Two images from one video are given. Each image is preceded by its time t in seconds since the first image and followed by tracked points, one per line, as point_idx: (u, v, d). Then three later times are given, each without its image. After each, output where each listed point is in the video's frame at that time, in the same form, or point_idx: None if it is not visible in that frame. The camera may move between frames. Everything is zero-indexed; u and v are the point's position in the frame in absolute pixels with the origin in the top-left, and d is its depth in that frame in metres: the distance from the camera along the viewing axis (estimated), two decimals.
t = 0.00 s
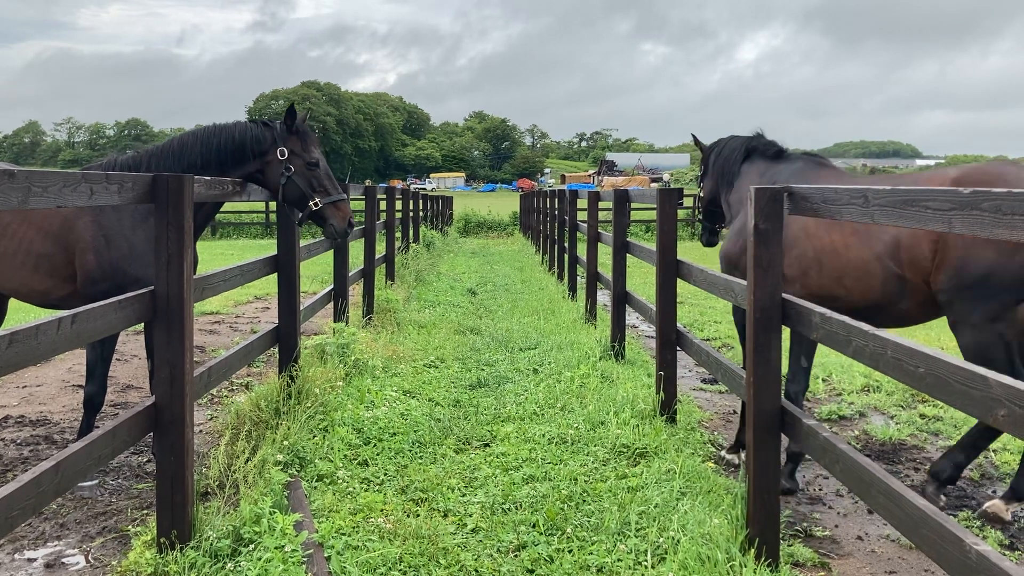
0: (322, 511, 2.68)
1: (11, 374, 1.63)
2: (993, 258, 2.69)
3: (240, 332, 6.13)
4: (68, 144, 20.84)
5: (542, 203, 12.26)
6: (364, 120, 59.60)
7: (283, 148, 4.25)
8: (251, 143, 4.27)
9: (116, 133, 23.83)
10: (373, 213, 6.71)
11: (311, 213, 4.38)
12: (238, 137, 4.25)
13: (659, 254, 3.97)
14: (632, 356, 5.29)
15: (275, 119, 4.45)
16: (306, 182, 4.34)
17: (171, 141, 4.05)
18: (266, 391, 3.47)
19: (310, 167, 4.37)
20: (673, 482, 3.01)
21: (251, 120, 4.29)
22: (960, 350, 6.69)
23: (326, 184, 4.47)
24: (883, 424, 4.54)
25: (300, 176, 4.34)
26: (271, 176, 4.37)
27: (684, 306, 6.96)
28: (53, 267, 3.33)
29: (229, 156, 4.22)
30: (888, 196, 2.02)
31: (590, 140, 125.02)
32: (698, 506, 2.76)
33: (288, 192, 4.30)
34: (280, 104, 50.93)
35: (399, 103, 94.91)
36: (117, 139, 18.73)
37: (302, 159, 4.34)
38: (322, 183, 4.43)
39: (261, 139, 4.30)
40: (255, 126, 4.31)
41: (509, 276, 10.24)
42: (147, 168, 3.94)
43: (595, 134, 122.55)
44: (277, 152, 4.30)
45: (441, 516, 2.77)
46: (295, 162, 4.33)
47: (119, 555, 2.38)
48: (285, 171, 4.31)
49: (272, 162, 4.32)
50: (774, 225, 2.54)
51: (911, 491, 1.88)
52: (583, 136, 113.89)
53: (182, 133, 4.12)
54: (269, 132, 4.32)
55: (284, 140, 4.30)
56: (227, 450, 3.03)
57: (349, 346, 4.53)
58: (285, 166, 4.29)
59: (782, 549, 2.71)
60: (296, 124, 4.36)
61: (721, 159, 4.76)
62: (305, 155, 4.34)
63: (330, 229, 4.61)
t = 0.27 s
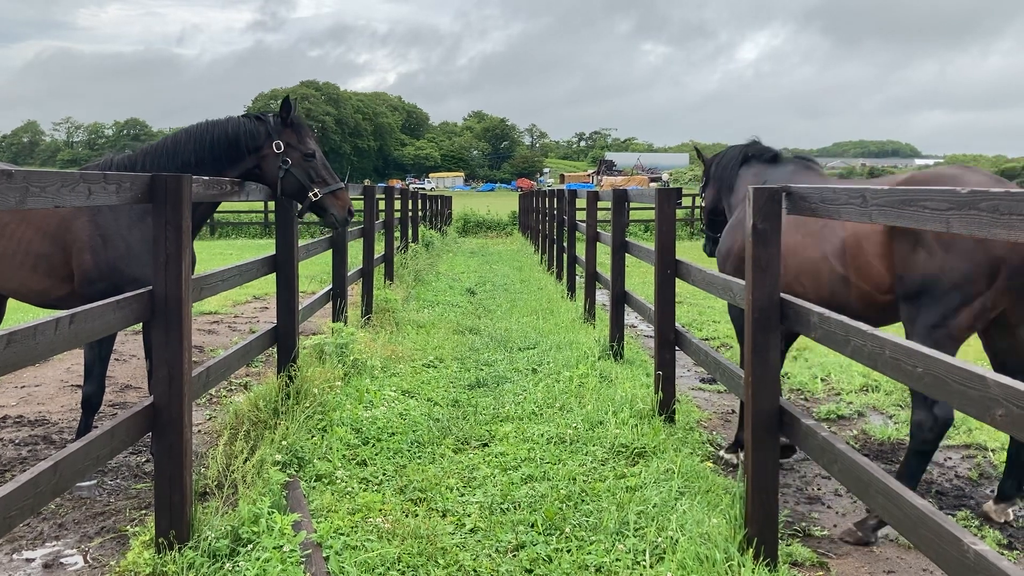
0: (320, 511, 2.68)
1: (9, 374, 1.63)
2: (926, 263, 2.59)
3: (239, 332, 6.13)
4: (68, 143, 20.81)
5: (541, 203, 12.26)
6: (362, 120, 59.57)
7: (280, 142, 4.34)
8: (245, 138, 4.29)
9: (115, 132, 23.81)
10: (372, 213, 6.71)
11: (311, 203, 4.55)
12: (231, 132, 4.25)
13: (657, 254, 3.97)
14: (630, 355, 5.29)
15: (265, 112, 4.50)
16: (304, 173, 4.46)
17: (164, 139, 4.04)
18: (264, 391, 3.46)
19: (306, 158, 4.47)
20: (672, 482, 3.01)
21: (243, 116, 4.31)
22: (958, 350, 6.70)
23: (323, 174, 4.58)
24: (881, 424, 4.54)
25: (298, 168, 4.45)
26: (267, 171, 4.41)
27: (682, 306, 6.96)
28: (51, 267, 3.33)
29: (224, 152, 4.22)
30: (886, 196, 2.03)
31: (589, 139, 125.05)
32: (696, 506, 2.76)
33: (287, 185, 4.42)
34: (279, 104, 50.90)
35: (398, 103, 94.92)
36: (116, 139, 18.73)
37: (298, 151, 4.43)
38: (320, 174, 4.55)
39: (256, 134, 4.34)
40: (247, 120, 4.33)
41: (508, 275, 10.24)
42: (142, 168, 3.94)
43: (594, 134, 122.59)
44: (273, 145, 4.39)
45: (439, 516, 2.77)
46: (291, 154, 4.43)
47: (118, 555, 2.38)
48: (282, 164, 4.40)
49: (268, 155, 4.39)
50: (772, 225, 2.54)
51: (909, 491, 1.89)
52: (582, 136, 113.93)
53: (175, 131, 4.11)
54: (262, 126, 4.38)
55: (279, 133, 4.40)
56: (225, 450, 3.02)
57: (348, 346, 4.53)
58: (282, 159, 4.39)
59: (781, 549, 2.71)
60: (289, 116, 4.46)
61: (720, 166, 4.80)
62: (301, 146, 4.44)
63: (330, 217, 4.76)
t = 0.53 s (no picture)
0: (320, 510, 2.68)
1: (8, 374, 1.63)
2: (866, 255, 2.81)
3: (238, 331, 6.12)
4: (66, 143, 20.78)
5: (540, 202, 12.27)
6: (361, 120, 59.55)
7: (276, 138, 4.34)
8: (242, 136, 4.29)
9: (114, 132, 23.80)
10: (371, 213, 6.71)
11: (308, 200, 4.53)
12: (227, 130, 4.25)
13: (656, 254, 3.97)
14: (630, 355, 5.29)
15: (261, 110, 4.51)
16: (301, 171, 4.45)
17: (161, 138, 4.04)
18: (263, 391, 3.46)
19: (302, 155, 4.46)
20: (670, 482, 3.02)
21: (239, 114, 4.31)
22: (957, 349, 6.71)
23: (320, 172, 4.58)
24: (880, 423, 4.55)
25: (295, 166, 4.45)
26: (265, 169, 4.41)
27: (681, 306, 6.96)
28: (49, 267, 3.33)
29: (221, 151, 4.22)
30: (885, 196, 2.03)
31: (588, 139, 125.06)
32: (695, 505, 2.76)
33: (285, 182, 4.42)
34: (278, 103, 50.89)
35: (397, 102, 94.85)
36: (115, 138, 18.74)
37: (295, 148, 4.43)
38: (316, 172, 4.54)
39: (252, 132, 4.34)
40: (243, 118, 4.33)
41: (507, 275, 10.24)
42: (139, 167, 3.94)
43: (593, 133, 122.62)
44: (270, 143, 4.39)
45: (439, 516, 2.77)
46: (288, 152, 4.43)
47: (117, 554, 2.38)
48: (279, 162, 4.40)
49: (265, 153, 4.39)
50: (771, 225, 2.54)
51: (908, 491, 1.89)
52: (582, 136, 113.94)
53: (172, 130, 4.11)
54: (258, 124, 4.38)
55: (275, 130, 4.41)
56: (224, 450, 3.02)
57: (347, 346, 4.53)
58: (279, 157, 4.38)
59: (780, 548, 2.71)
60: (285, 114, 4.46)
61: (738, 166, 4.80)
62: (298, 144, 4.44)
63: (328, 215, 4.76)
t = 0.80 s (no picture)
0: (319, 509, 2.68)
1: (7, 373, 1.63)
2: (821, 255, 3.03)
3: (238, 330, 6.12)
4: (64, 142, 20.73)
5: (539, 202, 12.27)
6: (361, 119, 59.52)
7: (274, 137, 4.34)
8: (240, 134, 4.28)
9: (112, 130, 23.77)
10: (370, 212, 6.70)
11: (305, 199, 4.50)
12: (226, 129, 4.25)
13: (656, 253, 3.98)
14: (629, 354, 5.29)
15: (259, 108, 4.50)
16: (299, 169, 4.44)
17: (159, 137, 4.05)
18: (263, 390, 3.46)
19: (300, 154, 4.46)
20: (670, 480, 3.02)
21: (237, 112, 4.31)
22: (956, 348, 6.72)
23: (318, 170, 4.57)
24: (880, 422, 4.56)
25: (292, 164, 4.44)
26: (263, 167, 4.42)
27: (681, 305, 6.97)
28: (48, 267, 3.33)
29: (219, 149, 4.22)
30: (884, 195, 2.03)
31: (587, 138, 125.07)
32: (694, 504, 2.77)
33: (283, 180, 4.42)
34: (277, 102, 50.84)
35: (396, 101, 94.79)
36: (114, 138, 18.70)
37: (293, 147, 4.43)
38: (314, 171, 4.52)
39: (251, 130, 4.34)
40: (241, 116, 4.33)
41: (506, 274, 10.25)
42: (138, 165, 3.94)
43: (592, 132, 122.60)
44: (268, 141, 4.39)
45: (438, 515, 2.77)
46: (286, 150, 4.42)
47: (117, 554, 2.38)
48: (277, 160, 4.40)
49: (263, 151, 4.39)
50: (770, 224, 2.55)
51: (907, 489, 1.89)
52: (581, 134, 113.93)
53: (171, 129, 4.12)
54: (257, 122, 4.38)
55: (274, 129, 4.40)
56: (224, 449, 3.02)
57: (346, 345, 4.53)
58: (277, 156, 4.39)
59: (780, 547, 2.71)
60: (283, 112, 4.45)
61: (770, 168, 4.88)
62: (296, 142, 4.43)
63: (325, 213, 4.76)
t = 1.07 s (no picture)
0: (318, 508, 2.68)
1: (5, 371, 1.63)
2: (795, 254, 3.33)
3: (236, 329, 6.12)
4: (63, 141, 20.70)
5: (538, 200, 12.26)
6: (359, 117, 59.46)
7: (273, 135, 4.36)
8: (239, 132, 4.28)
9: (111, 129, 23.75)
10: (369, 210, 6.70)
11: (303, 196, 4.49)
12: (225, 126, 4.25)
13: (655, 251, 3.98)
14: (628, 352, 5.29)
15: (258, 105, 4.50)
16: (297, 167, 4.45)
17: (158, 135, 4.04)
18: (262, 389, 3.46)
19: (298, 151, 4.47)
20: (669, 478, 3.02)
21: (236, 109, 4.32)
22: (955, 346, 6.73)
23: (315, 168, 4.58)
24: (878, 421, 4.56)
25: (290, 162, 4.45)
26: (261, 164, 4.42)
27: (680, 303, 6.97)
28: (47, 265, 3.33)
29: (217, 147, 4.22)
30: (882, 193, 2.03)
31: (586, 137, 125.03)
32: (693, 502, 2.77)
33: (281, 178, 4.42)
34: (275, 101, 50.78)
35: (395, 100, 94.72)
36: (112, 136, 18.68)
37: (291, 144, 4.44)
38: (312, 168, 4.53)
39: (249, 127, 4.34)
40: (239, 114, 4.33)
41: (506, 273, 10.24)
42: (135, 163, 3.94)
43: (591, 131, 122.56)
44: (267, 138, 4.40)
45: (437, 513, 2.78)
46: (284, 147, 4.43)
47: (116, 552, 2.38)
48: (275, 158, 4.41)
49: (262, 149, 4.40)
50: (769, 222, 2.55)
51: (906, 487, 1.89)
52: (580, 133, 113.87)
53: (169, 126, 4.11)
54: (255, 120, 4.38)
55: (272, 126, 4.40)
56: (223, 447, 3.02)
57: (345, 343, 4.53)
58: (275, 153, 4.39)
59: (778, 545, 2.72)
60: (281, 109, 4.45)
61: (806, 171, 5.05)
62: (294, 140, 4.44)
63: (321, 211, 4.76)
